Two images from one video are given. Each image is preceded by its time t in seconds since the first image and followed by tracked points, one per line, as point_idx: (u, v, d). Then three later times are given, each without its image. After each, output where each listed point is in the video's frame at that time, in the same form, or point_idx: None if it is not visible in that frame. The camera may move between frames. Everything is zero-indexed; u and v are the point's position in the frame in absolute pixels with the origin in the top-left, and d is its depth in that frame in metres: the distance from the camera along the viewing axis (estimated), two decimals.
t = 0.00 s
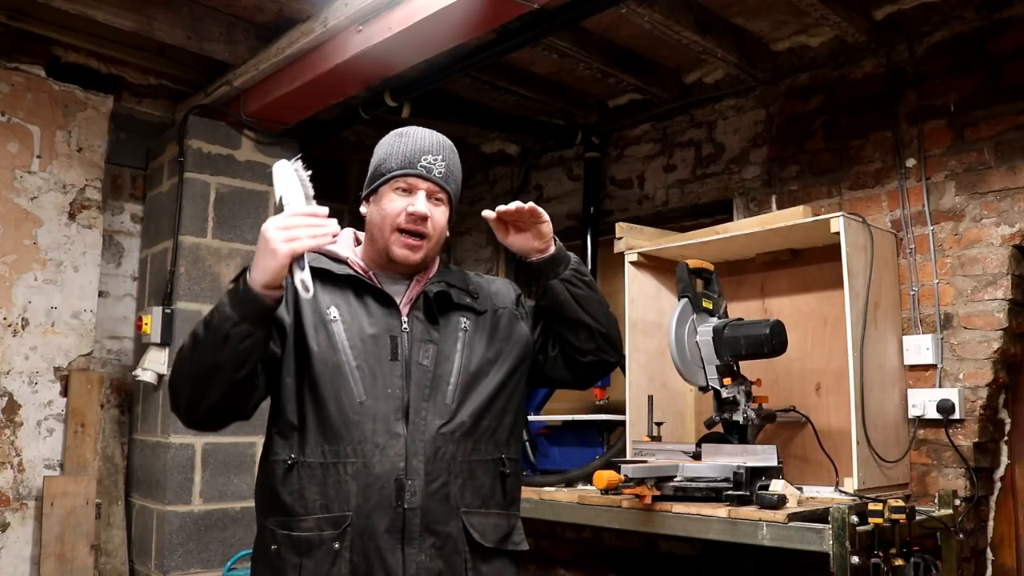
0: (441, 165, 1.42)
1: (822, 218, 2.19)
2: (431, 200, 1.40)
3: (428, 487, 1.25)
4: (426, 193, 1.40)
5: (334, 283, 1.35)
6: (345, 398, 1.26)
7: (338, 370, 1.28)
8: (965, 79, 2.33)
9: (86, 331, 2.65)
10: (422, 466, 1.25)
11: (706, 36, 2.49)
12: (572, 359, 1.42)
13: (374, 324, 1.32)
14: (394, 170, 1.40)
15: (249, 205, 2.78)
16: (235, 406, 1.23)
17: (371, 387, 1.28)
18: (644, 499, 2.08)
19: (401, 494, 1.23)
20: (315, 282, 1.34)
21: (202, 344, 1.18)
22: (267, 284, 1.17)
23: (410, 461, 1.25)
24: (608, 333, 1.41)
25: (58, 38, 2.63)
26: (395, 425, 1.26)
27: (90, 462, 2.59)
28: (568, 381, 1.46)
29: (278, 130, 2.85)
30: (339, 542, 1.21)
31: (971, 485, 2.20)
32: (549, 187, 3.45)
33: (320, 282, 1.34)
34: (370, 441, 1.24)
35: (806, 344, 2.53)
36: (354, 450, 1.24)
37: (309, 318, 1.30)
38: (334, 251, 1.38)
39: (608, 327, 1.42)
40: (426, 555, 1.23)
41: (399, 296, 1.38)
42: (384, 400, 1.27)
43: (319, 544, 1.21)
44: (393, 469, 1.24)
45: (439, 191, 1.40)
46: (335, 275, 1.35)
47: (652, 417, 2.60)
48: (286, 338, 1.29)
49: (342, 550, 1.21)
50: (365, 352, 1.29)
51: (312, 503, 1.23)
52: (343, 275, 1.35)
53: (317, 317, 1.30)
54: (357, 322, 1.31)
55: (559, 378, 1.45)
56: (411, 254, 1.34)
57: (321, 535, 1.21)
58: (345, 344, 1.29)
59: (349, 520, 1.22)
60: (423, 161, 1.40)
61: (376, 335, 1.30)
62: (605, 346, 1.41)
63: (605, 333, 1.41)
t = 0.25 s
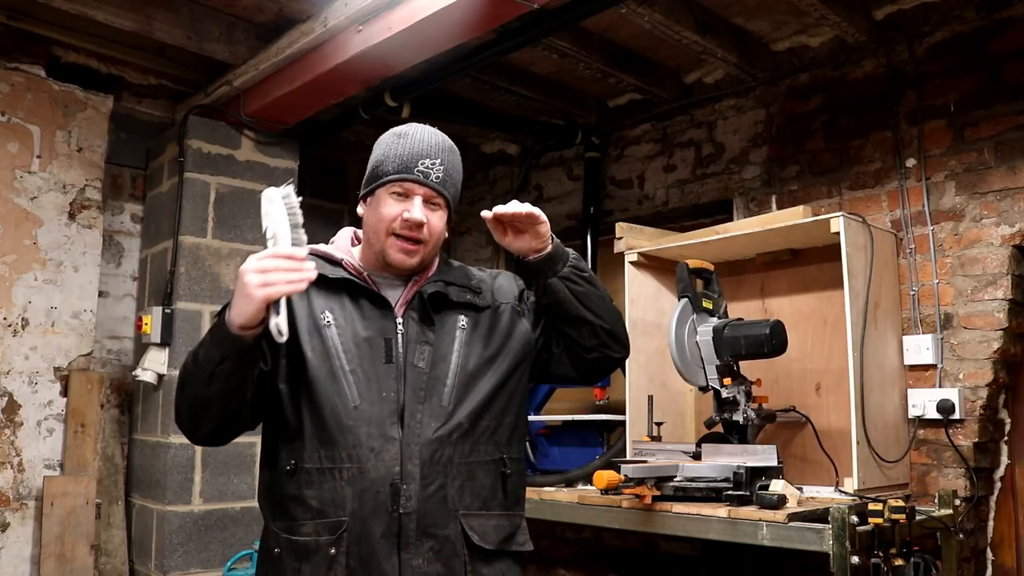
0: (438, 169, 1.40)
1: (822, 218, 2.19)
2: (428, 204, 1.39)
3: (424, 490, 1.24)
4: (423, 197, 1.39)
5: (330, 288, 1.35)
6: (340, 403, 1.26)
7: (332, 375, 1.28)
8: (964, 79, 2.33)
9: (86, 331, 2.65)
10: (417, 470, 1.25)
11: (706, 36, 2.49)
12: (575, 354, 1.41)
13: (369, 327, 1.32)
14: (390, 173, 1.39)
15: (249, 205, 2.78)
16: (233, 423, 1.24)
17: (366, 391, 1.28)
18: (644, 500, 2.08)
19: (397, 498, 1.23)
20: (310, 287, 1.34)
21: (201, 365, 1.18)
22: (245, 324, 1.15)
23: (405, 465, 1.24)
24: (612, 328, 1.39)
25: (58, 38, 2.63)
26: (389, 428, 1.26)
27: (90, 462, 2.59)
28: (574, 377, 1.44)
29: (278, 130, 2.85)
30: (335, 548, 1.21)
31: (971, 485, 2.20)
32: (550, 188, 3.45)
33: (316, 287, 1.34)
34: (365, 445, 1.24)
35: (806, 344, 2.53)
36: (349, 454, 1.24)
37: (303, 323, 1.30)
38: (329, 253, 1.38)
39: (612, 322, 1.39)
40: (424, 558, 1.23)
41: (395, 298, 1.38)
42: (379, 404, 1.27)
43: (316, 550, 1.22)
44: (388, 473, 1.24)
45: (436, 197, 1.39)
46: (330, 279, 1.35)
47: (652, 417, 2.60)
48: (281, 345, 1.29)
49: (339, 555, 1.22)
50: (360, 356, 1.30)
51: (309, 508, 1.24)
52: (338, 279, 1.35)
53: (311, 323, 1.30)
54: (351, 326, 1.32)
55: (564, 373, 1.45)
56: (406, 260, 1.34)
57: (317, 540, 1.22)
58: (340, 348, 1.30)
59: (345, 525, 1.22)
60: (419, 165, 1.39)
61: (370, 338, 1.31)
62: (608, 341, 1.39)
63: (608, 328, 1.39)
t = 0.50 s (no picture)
0: (431, 167, 1.40)
1: (822, 218, 2.19)
2: (422, 203, 1.39)
3: (415, 498, 1.23)
4: (417, 197, 1.38)
5: (326, 293, 1.36)
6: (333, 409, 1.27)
7: (326, 381, 1.29)
8: (965, 79, 2.33)
9: (86, 331, 2.65)
10: (408, 476, 1.24)
11: (706, 36, 2.49)
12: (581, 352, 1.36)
13: (365, 332, 1.32)
14: (384, 173, 1.39)
15: (249, 204, 2.78)
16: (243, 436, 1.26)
17: (360, 396, 1.28)
18: (644, 500, 2.08)
19: (387, 505, 1.22)
20: (308, 293, 1.36)
21: (203, 377, 1.20)
22: (229, 359, 1.18)
23: (396, 471, 1.24)
24: (617, 326, 1.32)
25: (58, 38, 2.63)
26: (381, 435, 1.26)
27: (90, 462, 2.59)
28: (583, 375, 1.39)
29: (278, 130, 2.85)
30: (326, 553, 1.23)
31: (971, 485, 2.20)
32: (550, 187, 3.45)
33: (313, 292, 1.36)
34: (356, 452, 1.25)
35: (807, 344, 2.53)
36: (341, 461, 1.25)
37: (299, 331, 1.32)
38: (326, 256, 1.38)
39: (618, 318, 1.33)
40: (415, 565, 1.22)
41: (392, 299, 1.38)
42: (372, 410, 1.27)
43: (309, 555, 1.23)
44: (378, 480, 1.23)
45: (430, 196, 1.38)
46: (326, 284, 1.36)
47: (652, 417, 2.60)
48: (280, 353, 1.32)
49: (331, 561, 1.23)
50: (354, 362, 1.30)
51: (304, 514, 1.25)
52: (334, 283, 1.35)
53: (308, 330, 1.32)
54: (346, 332, 1.32)
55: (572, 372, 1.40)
56: (401, 260, 1.34)
57: (310, 546, 1.23)
58: (336, 354, 1.31)
59: (336, 531, 1.23)
60: (412, 164, 1.39)
61: (364, 344, 1.31)
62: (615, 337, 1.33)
63: (613, 326, 1.32)
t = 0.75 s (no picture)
0: (423, 161, 1.40)
1: (821, 218, 2.19)
2: (417, 198, 1.39)
3: (405, 498, 1.23)
4: (411, 191, 1.38)
5: (325, 295, 1.37)
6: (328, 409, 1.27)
7: (321, 382, 1.30)
8: (965, 79, 2.33)
9: (86, 331, 2.65)
10: (399, 476, 1.24)
11: (706, 36, 2.49)
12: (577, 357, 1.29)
13: (361, 333, 1.32)
14: (376, 171, 1.40)
15: (249, 204, 2.78)
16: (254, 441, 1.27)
17: (354, 397, 1.28)
18: (644, 500, 2.08)
19: (377, 504, 1.22)
20: (307, 296, 1.37)
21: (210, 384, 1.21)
22: (239, 365, 1.19)
23: (387, 471, 1.24)
24: (614, 332, 1.24)
25: (58, 38, 2.63)
26: (373, 434, 1.26)
27: (90, 462, 2.59)
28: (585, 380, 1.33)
29: (278, 130, 2.85)
30: (318, 552, 1.24)
31: (971, 485, 2.19)
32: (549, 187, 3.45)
33: (312, 295, 1.37)
34: (348, 451, 1.25)
35: (807, 344, 2.53)
36: (333, 460, 1.26)
37: (297, 332, 1.33)
38: (326, 260, 1.38)
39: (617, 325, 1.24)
40: (406, 565, 1.21)
41: (393, 295, 1.37)
42: (365, 410, 1.28)
43: (301, 553, 1.25)
44: (369, 480, 1.23)
45: (423, 189, 1.38)
46: (325, 287, 1.37)
47: (652, 417, 2.60)
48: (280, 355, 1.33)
49: (324, 559, 1.24)
50: (349, 362, 1.31)
51: (299, 512, 1.27)
52: (333, 286, 1.36)
53: (306, 330, 1.33)
54: (343, 333, 1.33)
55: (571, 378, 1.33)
56: (400, 253, 1.33)
57: (302, 544, 1.24)
58: (332, 354, 1.31)
59: (328, 530, 1.24)
60: (404, 159, 1.39)
61: (359, 344, 1.32)
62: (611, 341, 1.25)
63: (610, 333, 1.25)
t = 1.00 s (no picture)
0: (425, 163, 1.40)
1: (822, 218, 2.19)
2: (419, 198, 1.39)
3: (405, 489, 1.23)
4: (413, 192, 1.38)
5: (329, 293, 1.37)
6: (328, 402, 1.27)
7: (322, 375, 1.29)
8: (964, 79, 2.33)
9: (86, 331, 2.65)
10: (399, 468, 1.24)
11: (706, 36, 2.49)
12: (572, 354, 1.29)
13: (363, 330, 1.32)
14: (379, 172, 1.40)
15: (249, 204, 2.78)
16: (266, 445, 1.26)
17: (355, 391, 1.28)
18: (644, 500, 2.08)
19: (377, 496, 1.22)
20: (310, 293, 1.37)
21: (223, 397, 1.21)
22: (262, 383, 1.19)
23: (387, 463, 1.24)
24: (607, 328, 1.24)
25: (58, 37, 2.63)
26: (373, 427, 1.26)
27: (90, 462, 2.59)
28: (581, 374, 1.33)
29: (278, 130, 2.85)
30: (317, 544, 1.23)
31: (971, 485, 2.20)
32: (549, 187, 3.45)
33: (316, 292, 1.37)
34: (349, 444, 1.25)
35: (807, 344, 2.53)
36: (334, 452, 1.26)
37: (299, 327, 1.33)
38: (330, 260, 1.39)
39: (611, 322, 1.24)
40: (405, 558, 1.21)
41: (394, 295, 1.38)
42: (366, 403, 1.27)
43: (300, 546, 1.24)
44: (369, 472, 1.23)
45: (425, 189, 1.38)
46: (329, 286, 1.37)
47: (652, 417, 2.60)
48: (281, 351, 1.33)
49: (322, 552, 1.23)
50: (350, 356, 1.30)
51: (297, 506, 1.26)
52: (337, 284, 1.36)
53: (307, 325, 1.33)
54: (345, 329, 1.33)
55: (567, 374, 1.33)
56: (401, 253, 1.34)
57: (301, 536, 1.24)
58: (333, 348, 1.31)
59: (327, 522, 1.24)
60: (406, 161, 1.40)
61: (360, 339, 1.31)
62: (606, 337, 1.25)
63: (603, 329, 1.24)
